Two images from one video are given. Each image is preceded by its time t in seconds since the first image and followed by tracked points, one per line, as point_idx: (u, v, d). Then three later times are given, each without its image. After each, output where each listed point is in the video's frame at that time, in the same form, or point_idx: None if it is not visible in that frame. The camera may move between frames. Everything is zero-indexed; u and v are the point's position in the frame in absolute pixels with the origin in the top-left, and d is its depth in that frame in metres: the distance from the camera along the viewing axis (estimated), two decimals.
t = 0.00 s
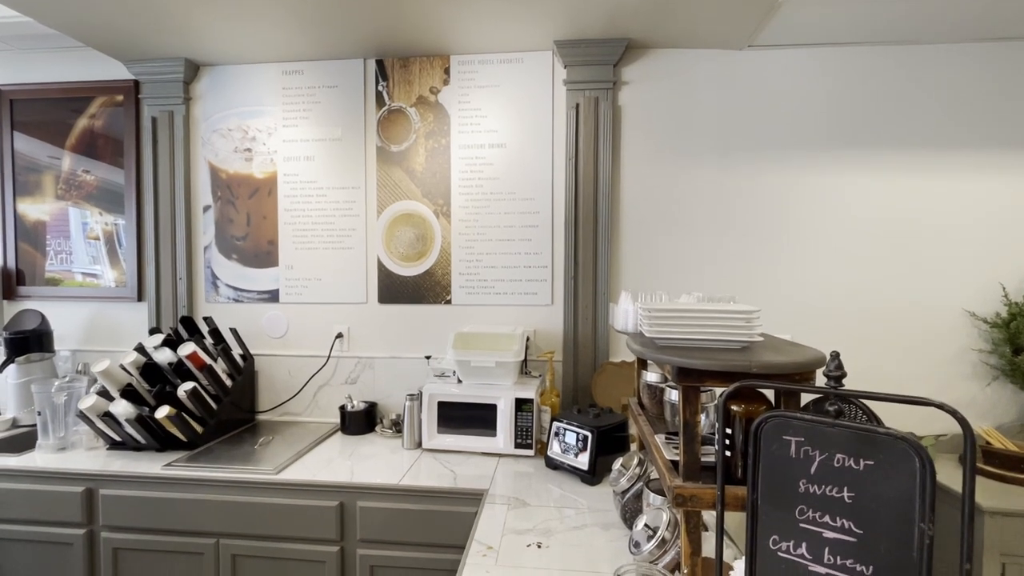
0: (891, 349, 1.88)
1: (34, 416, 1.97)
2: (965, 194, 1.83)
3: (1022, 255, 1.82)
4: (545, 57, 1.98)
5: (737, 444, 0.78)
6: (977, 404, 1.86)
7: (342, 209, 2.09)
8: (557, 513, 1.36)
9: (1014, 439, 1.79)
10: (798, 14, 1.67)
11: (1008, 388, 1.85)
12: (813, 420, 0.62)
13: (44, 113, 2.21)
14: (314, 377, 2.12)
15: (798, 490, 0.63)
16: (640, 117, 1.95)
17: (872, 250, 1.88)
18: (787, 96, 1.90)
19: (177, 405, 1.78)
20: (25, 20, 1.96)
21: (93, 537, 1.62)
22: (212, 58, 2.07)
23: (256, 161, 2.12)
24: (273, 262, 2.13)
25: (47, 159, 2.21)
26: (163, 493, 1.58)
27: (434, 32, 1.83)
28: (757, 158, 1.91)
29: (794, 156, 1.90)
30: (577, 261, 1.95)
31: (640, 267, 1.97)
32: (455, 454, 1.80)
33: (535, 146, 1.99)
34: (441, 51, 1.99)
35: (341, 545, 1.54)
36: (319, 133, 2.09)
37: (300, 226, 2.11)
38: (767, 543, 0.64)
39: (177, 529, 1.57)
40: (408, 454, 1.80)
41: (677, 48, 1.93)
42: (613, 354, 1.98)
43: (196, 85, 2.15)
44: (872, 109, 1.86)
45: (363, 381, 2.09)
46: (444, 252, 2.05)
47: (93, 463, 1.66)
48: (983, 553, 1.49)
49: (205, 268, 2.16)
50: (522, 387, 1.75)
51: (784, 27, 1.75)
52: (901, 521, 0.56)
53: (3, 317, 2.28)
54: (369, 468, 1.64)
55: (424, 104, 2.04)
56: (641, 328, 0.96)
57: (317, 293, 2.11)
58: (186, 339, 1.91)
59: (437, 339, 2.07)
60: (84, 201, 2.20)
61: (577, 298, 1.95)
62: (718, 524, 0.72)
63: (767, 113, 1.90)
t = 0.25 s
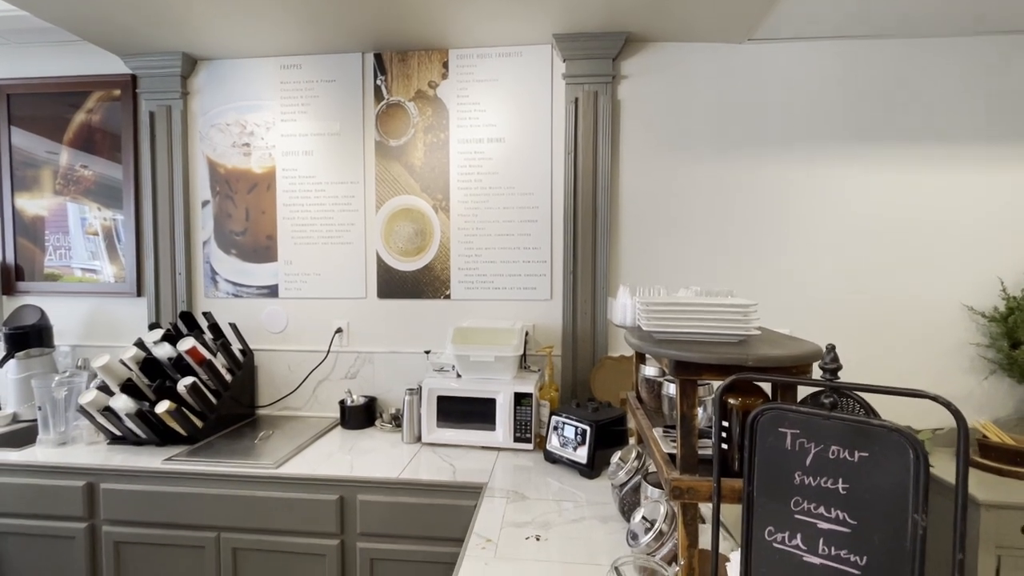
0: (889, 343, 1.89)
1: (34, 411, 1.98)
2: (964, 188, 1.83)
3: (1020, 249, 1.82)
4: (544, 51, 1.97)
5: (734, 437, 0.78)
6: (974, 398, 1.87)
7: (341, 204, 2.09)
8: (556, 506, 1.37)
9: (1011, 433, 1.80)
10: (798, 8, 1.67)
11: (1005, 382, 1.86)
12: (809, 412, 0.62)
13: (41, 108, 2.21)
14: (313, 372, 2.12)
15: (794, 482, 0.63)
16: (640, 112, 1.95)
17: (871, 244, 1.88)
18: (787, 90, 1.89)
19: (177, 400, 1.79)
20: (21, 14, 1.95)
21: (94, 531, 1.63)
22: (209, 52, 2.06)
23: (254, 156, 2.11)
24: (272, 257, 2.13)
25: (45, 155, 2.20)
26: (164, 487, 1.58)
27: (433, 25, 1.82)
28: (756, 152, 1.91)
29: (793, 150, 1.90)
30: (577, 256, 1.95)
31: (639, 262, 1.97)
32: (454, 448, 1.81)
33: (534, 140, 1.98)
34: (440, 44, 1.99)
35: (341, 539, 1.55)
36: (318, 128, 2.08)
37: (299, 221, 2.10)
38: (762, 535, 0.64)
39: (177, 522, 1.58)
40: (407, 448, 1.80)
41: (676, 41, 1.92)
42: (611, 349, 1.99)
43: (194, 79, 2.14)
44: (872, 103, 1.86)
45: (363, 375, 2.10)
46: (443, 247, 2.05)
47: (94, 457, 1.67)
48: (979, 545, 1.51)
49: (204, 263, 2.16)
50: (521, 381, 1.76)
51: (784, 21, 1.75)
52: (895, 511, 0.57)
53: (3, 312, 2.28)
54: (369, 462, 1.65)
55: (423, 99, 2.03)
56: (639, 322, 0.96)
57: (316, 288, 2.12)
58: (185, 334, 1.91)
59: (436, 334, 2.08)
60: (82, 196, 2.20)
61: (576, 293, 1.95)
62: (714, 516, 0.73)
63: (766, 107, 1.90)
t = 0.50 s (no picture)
0: (882, 334, 1.91)
1: (34, 403, 1.99)
2: (958, 180, 1.84)
3: (1012, 241, 1.84)
4: (540, 42, 1.96)
5: (722, 424, 0.80)
6: (965, 388, 1.89)
7: (338, 196, 2.10)
8: (552, 494, 1.39)
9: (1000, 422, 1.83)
10: None
11: (996, 372, 1.88)
12: (792, 398, 0.63)
13: (36, 101, 2.20)
14: (311, 363, 2.14)
15: (777, 466, 0.64)
16: (635, 103, 1.95)
17: (865, 236, 1.89)
18: (782, 82, 1.89)
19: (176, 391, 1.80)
20: (14, 6, 1.94)
21: (96, 521, 1.65)
22: (204, 43, 2.05)
23: (250, 148, 2.11)
24: (269, 249, 2.13)
25: (40, 147, 2.20)
26: (164, 478, 1.60)
27: (429, 17, 1.82)
28: (751, 144, 1.92)
29: (788, 142, 1.90)
30: (572, 248, 1.96)
31: (635, 254, 1.99)
32: (451, 439, 1.83)
33: (530, 132, 1.98)
34: (435, 36, 1.98)
35: (339, 527, 1.57)
36: (313, 120, 2.08)
37: (296, 213, 2.11)
38: (747, 517, 0.66)
39: (178, 512, 1.60)
40: (405, 439, 1.82)
41: (672, 33, 1.92)
42: (607, 340, 2.00)
43: (189, 71, 2.14)
44: (867, 94, 1.86)
45: (361, 367, 2.11)
46: (440, 240, 2.06)
47: (94, 448, 1.68)
48: (966, 532, 1.53)
49: (201, 256, 2.16)
50: (517, 372, 1.78)
51: (779, 12, 1.75)
52: (873, 494, 0.58)
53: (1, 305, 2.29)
54: (367, 453, 1.67)
55: (418, 91, 2.03)
56: (631, 312, 0.97)
57: (313, 281, 2.13)
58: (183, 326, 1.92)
59: (433, 326, 2.09)
60: (78, 189, 2.19)
61: (571, 285, 1.97)
62: (702, 501, 0.75)
63: (762, 99, 1.90)
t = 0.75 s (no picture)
0: (872, 322, 1.93)
1: (32, 393, 2.00)
2: (948, 170, 1.86)
3: (1000, 230, 1.86)
4: (534, 32, 1.97)
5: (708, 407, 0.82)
6: (953, 375, 1.92)
7: (333, 186, 2.10)
8: (545, 479, 1.42)
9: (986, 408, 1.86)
10: None
11: (983, 360, 1.91)
12: (771, 378, 0.65)
13: (29, 91, 2.19)
14: (307, 353, 2.15)
15: (756, 443, 0.66)
16: (629, 94, 1.96)
17: (855, 226, 1.91)
18: (775, 72, 1.90)
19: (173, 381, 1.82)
20: None
21: (95, 508, 1.67)
22: (198, 33, 2.04)
23: (245, 139, 2.11)
24: (265, 240, 2.14)
25: (33, 138, 2.19)
26: (162, 466, 1.62)
27: (422, 7, 1.82)
28: (744, 134, 1.93)
29: (781, 132, 1.92)
30: (566, 238, 1.98)
31: (629, 243, 2.00)
32: (446, 426, 1.85)
33: (524, 123, 1.99)
34: (429, 26, 1.98)
35: (336, 513, 1.59)
36: (308, 110, 2.08)
37: (291, 204, 2.12)
38: (727, 493, 0.67)
39: (176, 499, 1.62)
40: (401, 426, 1.85)
41: (666, 23, 1.92)
42: (600, 329, 2.02)
43: (183, 61, 2.13)
44: (859, 84, 1.87)
45: (357, 356, 2.13)
46: (434, 230, 2.07)
47: (92, 437, 1.70)
48: (949, 514, 1.56)
49: (197, 247, 2.17)
50: (511, 361, 1.80)
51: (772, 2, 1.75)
52: (845, 468, 0.61)
53: None
54: (363, 440, 1.69)
55: (413, 81, 2.03)
56: (620, 298, 0.99)
57: (309, 271, 2.14)
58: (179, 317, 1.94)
59: (428, 316, 2.10)
60: (73, 181, 2.19)
61: (565, 274, 1.98)
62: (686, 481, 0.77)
63: (755, 88, 1.91)
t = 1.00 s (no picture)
0: (858, 308, 1.97)
1: (30, 381, 2.02)
2: (934, 158, 1.89)
3: (984, 218, 1.90)
4: (527, 20, 1.97)
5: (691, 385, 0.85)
6: (936, 360, 1.97)
7: (327, 175, 2.11)
8: (537, 460, 1.46)
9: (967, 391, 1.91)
10: None
11: (965, 345, 1.96)
12: (747, 352, 0.65)
13: (19, 78, 2.18)
14: (303, 341, 2.18)
15: (733, 415, 0.66)
16: (622, 82, 1.97)
17: (842, 213, 1.94)
18: (766, 60, 1.92)
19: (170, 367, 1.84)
20: None
21: (95, 492, 1.70)
22: (189, 20, 2.03)
23: (238, 127, 2.11)
24: (259, 229, 2.15)
25: (25, 127, 2.19)
26: (161, 450, 1.65)
27: None
28: (735, 123, 1.95)
29: (771, 121, 1.94)
30: (559, 227, 2.00)
31: (621, 231, 2.03)
32: (441, 411, 1.88)
33: (517, 111, 2.00)
34: (422, 14, 1.98)
35: (333, 495, 1.63)
36: (301, 98, 2.08)
37: (285, 192, 2.12)
38: (705, 464, 0.68)
39: (176, 482, 1.65)
40: (396, 411, 1.88)
41: (659, 11, 1.93)
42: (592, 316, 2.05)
43: (175, 48, 2.12)
44: (848, 73, 1.90)
45: (352, 344, 2.16)
46: (429, 219, 2.09)
47: (91, 423, 1.72)
48: (929, 493, 1.61)
49: (192, 235, 2.18)
50: (504, 347, 1.83)
51: None
52: (817, 438, 0.60)
53: None
54: (359, 425, 1.72)
55: (406, 69, 2.03)
56: (608, 282, 1.02)
57: (304, 259, 2.15)
58: (175, 305, 1.95)
59: (423, 303, 2.13)
60: (65, 169, 2.19)
61: (558, 262, 2.01)
62: (668, 456, 0.80)
63: (746, 77, 1.93)
